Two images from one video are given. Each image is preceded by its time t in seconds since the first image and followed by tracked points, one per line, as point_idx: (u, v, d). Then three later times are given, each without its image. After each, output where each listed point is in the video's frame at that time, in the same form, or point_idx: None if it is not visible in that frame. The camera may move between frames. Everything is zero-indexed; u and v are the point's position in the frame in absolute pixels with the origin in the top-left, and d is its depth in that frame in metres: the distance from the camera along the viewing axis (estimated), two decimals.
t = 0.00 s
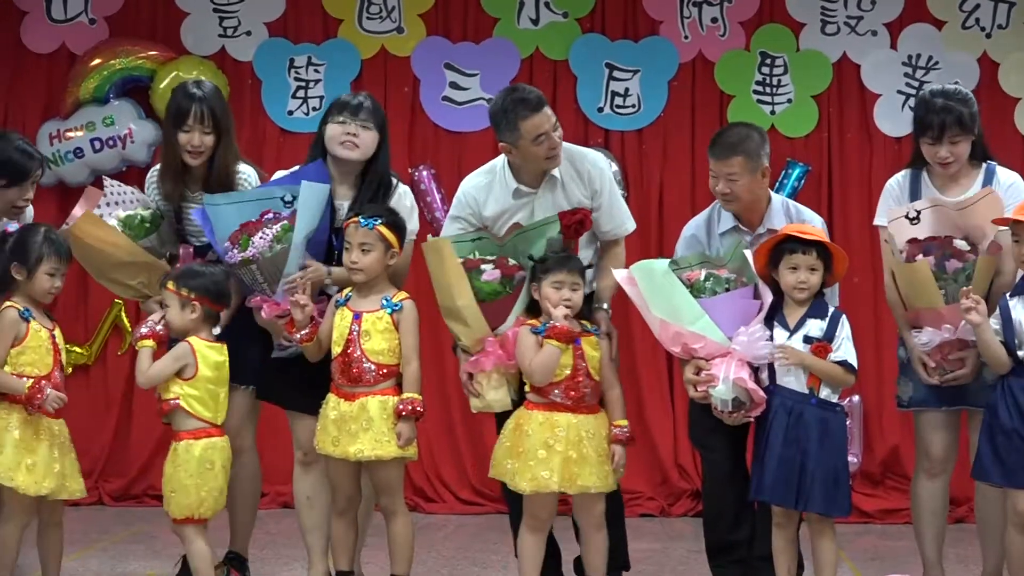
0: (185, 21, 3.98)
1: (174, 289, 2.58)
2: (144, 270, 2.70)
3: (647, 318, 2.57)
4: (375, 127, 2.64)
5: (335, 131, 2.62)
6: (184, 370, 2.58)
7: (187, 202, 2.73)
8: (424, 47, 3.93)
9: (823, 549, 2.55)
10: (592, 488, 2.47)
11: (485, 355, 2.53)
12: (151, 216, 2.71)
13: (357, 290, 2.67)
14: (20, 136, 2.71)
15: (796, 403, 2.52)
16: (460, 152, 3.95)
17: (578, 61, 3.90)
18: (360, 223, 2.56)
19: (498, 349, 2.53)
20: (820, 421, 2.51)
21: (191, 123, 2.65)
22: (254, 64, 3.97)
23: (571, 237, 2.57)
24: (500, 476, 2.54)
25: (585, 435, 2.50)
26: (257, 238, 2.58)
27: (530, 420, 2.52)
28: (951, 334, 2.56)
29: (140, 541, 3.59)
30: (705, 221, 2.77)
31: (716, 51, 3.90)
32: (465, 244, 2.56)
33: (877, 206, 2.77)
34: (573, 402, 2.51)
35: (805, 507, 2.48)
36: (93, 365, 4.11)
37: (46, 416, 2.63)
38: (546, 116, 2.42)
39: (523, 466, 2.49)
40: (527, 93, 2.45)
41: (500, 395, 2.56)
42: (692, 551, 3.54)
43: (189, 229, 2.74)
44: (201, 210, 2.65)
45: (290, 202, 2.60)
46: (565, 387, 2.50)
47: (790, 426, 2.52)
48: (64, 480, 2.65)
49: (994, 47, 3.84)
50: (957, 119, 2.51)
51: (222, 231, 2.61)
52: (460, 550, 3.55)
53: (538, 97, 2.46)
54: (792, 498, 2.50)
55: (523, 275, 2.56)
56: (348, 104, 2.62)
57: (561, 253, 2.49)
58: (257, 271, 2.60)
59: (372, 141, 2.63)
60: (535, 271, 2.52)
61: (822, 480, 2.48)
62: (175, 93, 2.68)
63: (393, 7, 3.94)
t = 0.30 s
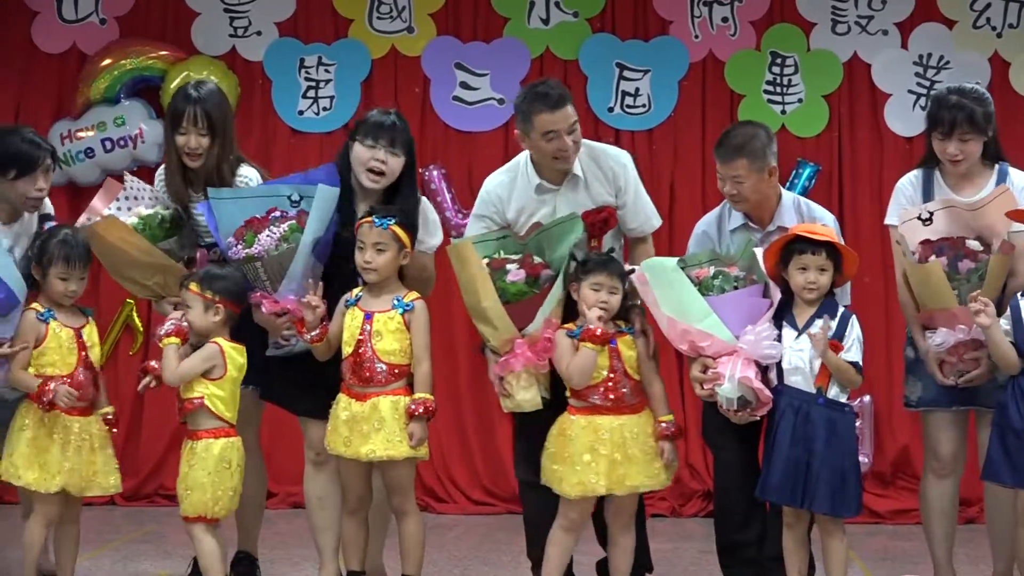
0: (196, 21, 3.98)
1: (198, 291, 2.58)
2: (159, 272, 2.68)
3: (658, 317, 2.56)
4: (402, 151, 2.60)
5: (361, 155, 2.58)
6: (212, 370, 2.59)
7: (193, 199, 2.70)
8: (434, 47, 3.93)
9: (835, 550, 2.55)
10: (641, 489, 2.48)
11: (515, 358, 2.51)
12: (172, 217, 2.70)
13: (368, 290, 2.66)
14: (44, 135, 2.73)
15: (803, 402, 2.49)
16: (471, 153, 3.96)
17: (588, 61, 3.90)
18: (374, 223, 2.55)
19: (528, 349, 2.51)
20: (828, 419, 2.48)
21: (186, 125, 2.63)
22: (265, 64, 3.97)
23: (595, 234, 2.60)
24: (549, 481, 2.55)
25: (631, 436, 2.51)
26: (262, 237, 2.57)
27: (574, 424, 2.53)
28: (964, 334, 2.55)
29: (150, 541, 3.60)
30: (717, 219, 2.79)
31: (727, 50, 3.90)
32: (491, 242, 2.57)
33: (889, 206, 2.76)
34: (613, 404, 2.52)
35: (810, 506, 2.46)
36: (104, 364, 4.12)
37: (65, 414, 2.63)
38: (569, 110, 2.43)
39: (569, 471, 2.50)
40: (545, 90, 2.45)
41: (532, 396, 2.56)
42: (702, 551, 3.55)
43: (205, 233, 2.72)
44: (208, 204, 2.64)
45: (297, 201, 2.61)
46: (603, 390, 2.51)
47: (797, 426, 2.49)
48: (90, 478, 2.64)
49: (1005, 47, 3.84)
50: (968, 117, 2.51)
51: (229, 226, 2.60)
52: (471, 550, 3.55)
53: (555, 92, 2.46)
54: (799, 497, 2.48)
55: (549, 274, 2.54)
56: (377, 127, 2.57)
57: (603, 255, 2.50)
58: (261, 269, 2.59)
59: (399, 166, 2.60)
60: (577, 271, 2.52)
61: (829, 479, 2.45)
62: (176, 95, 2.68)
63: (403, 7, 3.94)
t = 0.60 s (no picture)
0: (204, 21, 3.98)
1: (218, 292, 2.60)
2: (163, 274, 2.68)
3: (667, 313, 2.57)
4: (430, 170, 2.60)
5: (388, 175, 2.57)
6: (232, 369, 2.62)
7: (195, 195, 2.74)
8: (442, 46, 3.94)
9: (845, 550, 2.55)
10: (668, 486, 2.50)
11: (518, 352, 2.50)
12: (175, 218, 2.69)
13: (376, 289, 2.65)
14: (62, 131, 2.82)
15: (815, 402, 2.48)
16: (480, 153, 3.96)
17: (596, 60, 3.90)
18: (383, 222, 2.53)
19: (532, 343, 2.49)
20: (839, 419, 2.47)
21: (196, 119, 2.63)
22: (272, 64, 3.98)
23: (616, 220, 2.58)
24: (572, 479, 2.55)
25: (657, 434, 2.52)
26: (268, 231, 2.58)
27: (599, 423, 2.53)
28: (979, 335, 2.52)
29: (158, 540, 3.60)
30: (725, 213, 2.76)
31: (735, 50, 3.90)
32: (502, 237, 2.57)
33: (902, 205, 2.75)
34: (636, 402, 2.52)
35: (822, 506, 2.46)
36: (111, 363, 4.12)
37: (54, 412, 2.63)
38: (583, 93, 2.45)
39: (597, 468, 2.50)
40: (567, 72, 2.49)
41: (537, 388, 2.53)
42: (710, 551, 3.54)
43: (209, 235, 2.72)
44: (213, 208, 2.64)
45: (304, 196, 2.63)
46: (627, 387, 2.52)
47: (809, 426, 2.48)
48: (82, 478, 2.63)
49: (1013, 46, 3.83)
50: (970, 111, 2.50)
51: (240, 225, 2.62)
52: (480, 549, 3.55)
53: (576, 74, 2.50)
54: (810, 497, 2.48)
55: (557, 267, 2.51)
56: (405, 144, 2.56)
57: (622, 255, 2.51)
58: (267, 264, 2.59)
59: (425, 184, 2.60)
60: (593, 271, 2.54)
61: (840, 479, 2.45)
62: (184, 90, 2.65)
63: (412, 7, 3.95)
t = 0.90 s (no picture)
0: (218, 21, 3.99)
1: (244, 290, 2.61)
2: (170, 270, 2.66)
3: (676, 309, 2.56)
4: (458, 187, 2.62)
5: (415, 188, 2.60)
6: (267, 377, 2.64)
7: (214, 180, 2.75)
8: (457, 47, 3.94)
9: (863, 550, 2.54)
10: (682, 484, 2.50)
11: (525, 344, 2.48)
12: (186, 217, 2.69)
13: (388, 289, 2.65)
14: (72, 128, 2.86)
15: (831, 402, 2.49)
16: (494, 153, 3.97)
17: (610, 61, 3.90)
18: (394, 223, 2.54)
19: (539, 335, 2.47)
20: (857, 420, 2.47)
21: (212, 98, 2.67)
22: (286, 64, 3.98)
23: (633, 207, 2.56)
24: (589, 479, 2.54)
25: (672, 432, 2.53)
26: (291, 236, 2.58)
27: (615, 421, 2.53)
28: (1000, 338, 2.52)
29: (172, 540, 3.61)
30: (738, 207, 2.76)
31: (748, 50, 3.89)
32: (523, 230, 2.56)
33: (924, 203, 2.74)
34: (654, 401, 2.52)
35: (840, 506, 2.46)
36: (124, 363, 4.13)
37: (55, 412, 2.67)
38: (602, 76, 2.53)
39: (616, 465, 2.50)
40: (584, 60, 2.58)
41: (542, 379, 2.50)
42: (724, 551, 3.54)
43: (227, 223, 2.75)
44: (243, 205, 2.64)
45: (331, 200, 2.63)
46: (644, 387, 2.52)
47: (826, 427, 2.49)
48: (83, 475, 2.65)
49: None
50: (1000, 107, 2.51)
51: (263, 227, 2.62)
52: (494, 550, 3.55)
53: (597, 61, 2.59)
54: (828, 498, 2.47)
55: (567, 260, 2.50)
56: (434, 159, 2.59)
57: (635, 255, 2.52)
58: (289, 268, 2.59)
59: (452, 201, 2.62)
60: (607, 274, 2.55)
61: (858, 478, 2.45)
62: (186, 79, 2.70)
63: (426, 7, 3.95)
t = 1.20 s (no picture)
0: (204, 20, 3.98)
1: (232, 288, 2.60)
2: (168, 271, 2.69)
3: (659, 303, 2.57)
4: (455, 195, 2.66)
5: (416, 195, 2.62)
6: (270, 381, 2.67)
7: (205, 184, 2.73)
8: (442, 45, 3.94)
9: (844, 547, 2.55)
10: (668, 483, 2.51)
11: (507, 336, 2.49)
12: (186, 218, 2.72)
13: (372, 287, 2.64)
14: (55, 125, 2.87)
15: (816, 400, 2.48)
16: (479, 151, 3.97)
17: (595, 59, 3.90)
18: (382, 221, 2.54)
19: (520, 328, 2.48)
20: (840, 418, 2.47)
21: (194, 107, 2.66)
22: (272, 63, 3.98)
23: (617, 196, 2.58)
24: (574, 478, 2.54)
25: (658, 430, 2.53)
26: (284, 240, 2.58)
27: (601, 420, 2.53)
28: (998, 328, 2.51)
29: (157, 538, 3.60)
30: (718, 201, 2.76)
31: (734, 49, 3.90)
32: (505, 222, 2.56)
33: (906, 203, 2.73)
34: (638, 399, 2.52)
35: (822, 505, 2.46)
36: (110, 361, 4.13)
37: (39, 407, 2.69)
38: (589, 65, 2.56)
39: (603, 466, 2.49)
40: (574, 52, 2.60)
41: (523, 371, 2.52)
42: (709, 549, 3.54)
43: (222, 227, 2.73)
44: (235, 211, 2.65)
45: (323, 203, 2.61)
46: (628, 386, 2.52)
47: (809, 426, 2.48)
48: (60, 472, 2.65)
49: (1013, 45, 3.84)
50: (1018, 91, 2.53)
51: (256, 229, 2.61)
52: (478, 548, 3.54)
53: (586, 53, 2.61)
54: (811, 496, 2.48)
55: (548, 252, 2.49)
56: (436, 165, 2.62)
57: (617, 254, 2.52)
58: (279, 273, 2.59)
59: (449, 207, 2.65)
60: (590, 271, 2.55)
61: (841, 476, 2.45)
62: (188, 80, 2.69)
63: (412, 5, 3.95)
